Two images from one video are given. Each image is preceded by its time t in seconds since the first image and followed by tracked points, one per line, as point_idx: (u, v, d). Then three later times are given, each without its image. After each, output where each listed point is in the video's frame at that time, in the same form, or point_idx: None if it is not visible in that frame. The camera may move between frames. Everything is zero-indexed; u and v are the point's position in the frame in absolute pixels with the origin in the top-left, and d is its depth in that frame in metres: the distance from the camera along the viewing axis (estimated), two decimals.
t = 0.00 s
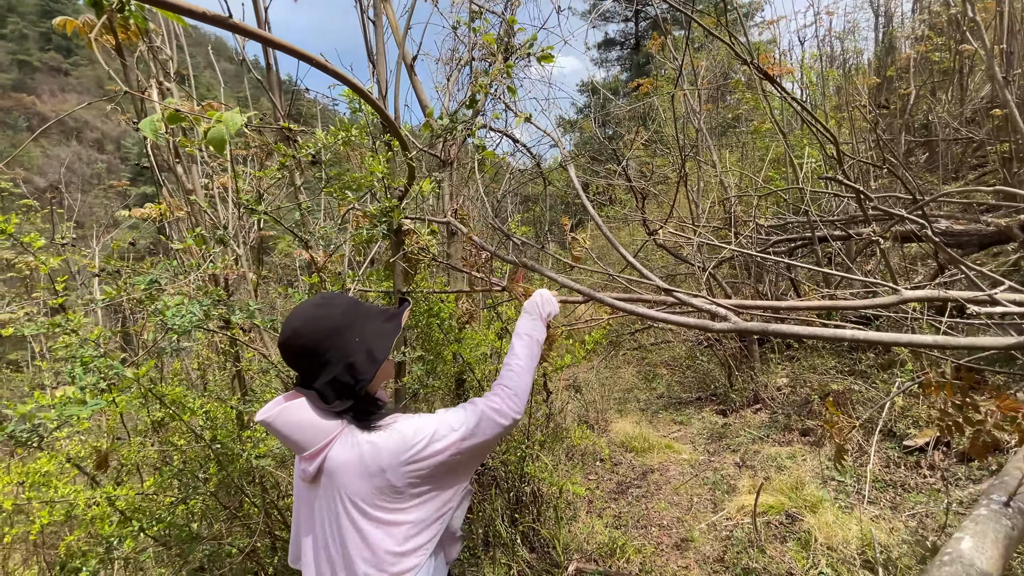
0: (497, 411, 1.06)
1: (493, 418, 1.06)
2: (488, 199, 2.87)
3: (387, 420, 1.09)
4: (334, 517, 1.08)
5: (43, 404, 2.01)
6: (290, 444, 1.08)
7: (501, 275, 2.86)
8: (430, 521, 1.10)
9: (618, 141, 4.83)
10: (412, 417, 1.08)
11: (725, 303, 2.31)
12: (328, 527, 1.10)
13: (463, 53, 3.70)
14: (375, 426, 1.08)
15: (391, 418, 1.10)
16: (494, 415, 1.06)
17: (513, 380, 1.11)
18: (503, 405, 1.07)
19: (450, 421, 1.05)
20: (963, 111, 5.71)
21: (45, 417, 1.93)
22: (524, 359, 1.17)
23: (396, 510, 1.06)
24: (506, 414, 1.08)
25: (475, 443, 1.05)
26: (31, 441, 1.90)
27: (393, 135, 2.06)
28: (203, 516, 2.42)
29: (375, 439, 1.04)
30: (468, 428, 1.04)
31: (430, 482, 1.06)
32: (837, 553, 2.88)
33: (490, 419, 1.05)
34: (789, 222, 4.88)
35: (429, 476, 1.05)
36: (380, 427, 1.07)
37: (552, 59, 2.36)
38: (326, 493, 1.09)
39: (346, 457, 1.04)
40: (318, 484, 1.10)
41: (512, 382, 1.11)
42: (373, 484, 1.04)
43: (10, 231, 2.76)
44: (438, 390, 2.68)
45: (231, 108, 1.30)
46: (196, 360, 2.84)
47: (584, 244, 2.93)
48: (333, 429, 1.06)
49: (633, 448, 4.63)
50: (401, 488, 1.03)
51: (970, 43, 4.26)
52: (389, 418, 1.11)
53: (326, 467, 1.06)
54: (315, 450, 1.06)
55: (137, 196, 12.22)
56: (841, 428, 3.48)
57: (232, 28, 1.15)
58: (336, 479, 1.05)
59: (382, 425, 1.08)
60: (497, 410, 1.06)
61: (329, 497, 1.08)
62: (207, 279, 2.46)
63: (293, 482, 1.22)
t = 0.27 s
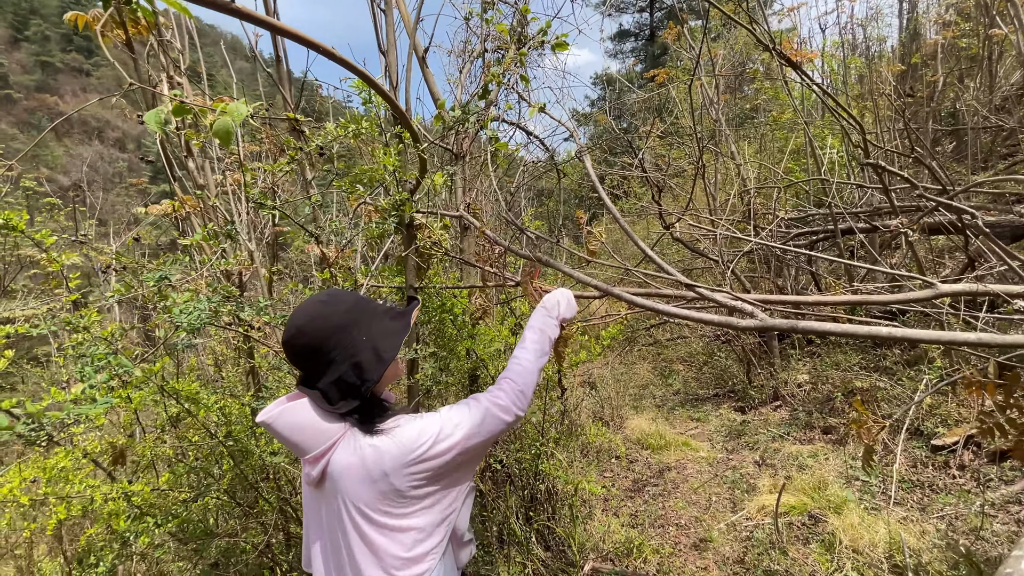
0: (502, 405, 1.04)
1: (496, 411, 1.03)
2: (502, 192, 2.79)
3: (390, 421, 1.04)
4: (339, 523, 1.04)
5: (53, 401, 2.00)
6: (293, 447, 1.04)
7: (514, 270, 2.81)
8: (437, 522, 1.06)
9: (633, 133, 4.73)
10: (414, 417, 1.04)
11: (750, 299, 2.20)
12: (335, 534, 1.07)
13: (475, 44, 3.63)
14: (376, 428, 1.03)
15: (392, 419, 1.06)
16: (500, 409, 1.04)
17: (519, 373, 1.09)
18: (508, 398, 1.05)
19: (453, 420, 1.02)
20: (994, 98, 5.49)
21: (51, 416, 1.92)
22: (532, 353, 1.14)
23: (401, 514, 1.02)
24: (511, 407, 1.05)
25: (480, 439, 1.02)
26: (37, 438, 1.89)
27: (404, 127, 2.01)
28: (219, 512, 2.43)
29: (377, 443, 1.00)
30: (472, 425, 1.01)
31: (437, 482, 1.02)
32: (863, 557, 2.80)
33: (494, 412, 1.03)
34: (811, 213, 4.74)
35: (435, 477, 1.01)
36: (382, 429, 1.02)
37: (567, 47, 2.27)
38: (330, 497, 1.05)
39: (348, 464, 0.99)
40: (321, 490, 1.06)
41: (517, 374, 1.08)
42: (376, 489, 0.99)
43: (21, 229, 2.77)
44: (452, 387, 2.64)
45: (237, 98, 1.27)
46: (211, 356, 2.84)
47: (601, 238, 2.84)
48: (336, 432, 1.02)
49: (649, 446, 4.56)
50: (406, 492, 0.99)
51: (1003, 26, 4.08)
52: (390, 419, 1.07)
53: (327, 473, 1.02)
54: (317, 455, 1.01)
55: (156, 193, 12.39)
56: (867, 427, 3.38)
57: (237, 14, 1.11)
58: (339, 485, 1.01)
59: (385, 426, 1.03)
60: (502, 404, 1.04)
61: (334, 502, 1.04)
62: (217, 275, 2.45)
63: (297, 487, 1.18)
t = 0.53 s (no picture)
0: (504, 405, 1.03)
1: (497, 411, 1.02)
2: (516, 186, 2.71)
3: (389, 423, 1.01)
4: (338, 532, 1.01)
5: (62, 399, 1.98)
6: (291, 450, 1.01)
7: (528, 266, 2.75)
8: (438, 528, 1.03)
9: (649, 127, 4.63)
10: (412, 418, 1.02)
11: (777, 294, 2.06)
12: (334, 542, 1.04)
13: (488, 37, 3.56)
14: (373, 431, 1.00)
15: (389, 421, 1.02)
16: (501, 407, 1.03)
17: (521, 374, 1.07)
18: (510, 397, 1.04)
19: (454, 421, 0.99)
20: None
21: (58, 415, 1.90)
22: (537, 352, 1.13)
23: (402, 522, 0.99)
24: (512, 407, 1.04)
25: (481, 441, 1.00)
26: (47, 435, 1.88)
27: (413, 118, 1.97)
28: (232, 508, 2.44)
29: (376, 447, 0.97)
30: (474, 426, 0.99)
31: (437, 487, 1.00)
32: (891, 564, 2.71)
33: (496, 412, 1.02)
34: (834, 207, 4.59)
35: (435, 481, 0.99)
36: (381, 432, 0.99)
37: (581, 34, 2.19)
38: (328, 504, 1.02)
39: (346, 470, 0.96)
40: (320, 497, 1.03)
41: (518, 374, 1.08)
42: (375, 496, 0.96)
43: (36, 226, 2.78)
44: (464, 385, 2.59)
45: (242, 88, 1.26)
46: (224, 351, 2.84)
47: (617, 232, 2.75)
48: (334, 434, 0.98)
49: (666, 445, 4.48)
50: (407, 498, 0.96)
51: None
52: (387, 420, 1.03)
53: (325, 480, 0.99)
54: (314, 458, 0.98)
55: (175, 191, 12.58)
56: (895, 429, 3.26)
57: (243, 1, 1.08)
58: (337, 491, 0.98)
59: (384, 429, 1.00)
60: (504, 404, 1.03)
61: (332, 509, 1.01)
62: (229, 270, 2.44)
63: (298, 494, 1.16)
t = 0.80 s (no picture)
0: (505, 413, 0.98)
1: (497, 421, 0.98)
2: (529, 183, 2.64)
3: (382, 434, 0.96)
4: (329, 548, 0.96)
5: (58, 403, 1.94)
6: (281, 461, 0.97)
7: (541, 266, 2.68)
8: (435, 547, 0.98)
9: (667, 123, 4.52)
10: (407, 428, 0.97)
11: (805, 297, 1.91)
12: (325, 559, 0.99)
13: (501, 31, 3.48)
14: (365, 442, 0.95)
15: (382, 431, 0.98)
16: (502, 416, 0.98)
17: (523, 382, 1.02)
18: (511, 405, 1.00)
19: (452, 431, 0.95)
20: None
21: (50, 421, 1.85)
22: (542, 358, 1.08)
23: (395, 539, 0.94)
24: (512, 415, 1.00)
25: (480, 452, 0.95)
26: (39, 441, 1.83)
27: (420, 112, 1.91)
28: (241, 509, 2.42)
29: (368, 458, 0.92)
30: (473, 436, 0.95)
31: (433, 500, 0.95)
32: None
33: (495, 421, 0.97)
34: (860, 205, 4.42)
35: (431, 495, 0.94)
36: (374, 443, 0.94)
37: (597, 25, 2.10)
38: (318, 518, 0.98)
39: (336, 483, 0.91)
40: (311, 511, 0.99)
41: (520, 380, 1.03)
42: (367, 510, 0.91)
43: (51, 225, 2.79)
44: (474, 387, 2.53)
45: (237, 80, 1.15)
46: (234, 351, 2.82)
47: (633, 230, 2.66)
48: (323, 446, 0.94)
49: (683, 449, 4.37)
50: (401, 513, 0.92)
51: None
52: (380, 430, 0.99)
53: (316, 492, 0.94)
54: (303, 471, 0.93)
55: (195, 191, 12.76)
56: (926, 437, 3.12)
57: None
58: (327, 505, 0.93)
59: (377, 439, 0.95)
60: (504, 412, 0.98)
61: (322, 524, 0.96)
62: (237, 269, 2.42)
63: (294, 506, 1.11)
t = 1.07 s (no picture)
0: (498, 434, 0.96)
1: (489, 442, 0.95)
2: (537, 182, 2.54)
3: (362, 451, 0.96)
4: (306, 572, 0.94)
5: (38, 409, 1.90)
6: (253, 480, 0.97)
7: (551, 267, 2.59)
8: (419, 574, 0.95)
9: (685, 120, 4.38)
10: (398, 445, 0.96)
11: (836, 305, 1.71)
12: None
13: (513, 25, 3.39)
14: (347, 458, 0.94)
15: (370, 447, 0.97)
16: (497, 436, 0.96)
17: (518, 401, 0.99)
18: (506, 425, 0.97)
19: (440, 450, 0.93)
20: None
21: (30, 429, 1.81)
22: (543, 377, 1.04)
23: (376, 565, 0.92)
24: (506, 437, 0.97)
25: (469, 474, 0.93)
26: (16, 450, 1.80)
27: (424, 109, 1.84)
28: (244, 514, 2.39)
29: (350, 476, 0.91)
30: (462, 457, 0.93)
31: (418, 523, 0.93)
32: None
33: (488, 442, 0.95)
34: (890, 204, 4.18)
35: (415, 518, 0.92)
36: (353, 462, 0.93)
37: (609, 15, 1.99)
38: (295, 541, 0.96)
39: (311, 504, 0.90)
40: (288, 532, 0.97)
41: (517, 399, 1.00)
42: (345, 535, 0.90)
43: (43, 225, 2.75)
44: (481, 393, 2.46)
45: (221, 72, 1.08)
46: (241, 352, 2.80)
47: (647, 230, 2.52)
48: (290, 468, 0.93)
49: (700, 457, 4.25)
50: (381, 537, 0.90)
51: None
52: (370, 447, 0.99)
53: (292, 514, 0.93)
54: (273, 493, 0.93)
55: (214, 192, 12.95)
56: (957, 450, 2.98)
57: None
58: (301, 526, 0.92)
59: (357, 458, 0.94)
60: (498, 433, 0.96)
61: (299, 545, 0.95)
62: (241, 270, 2.38)
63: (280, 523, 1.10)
